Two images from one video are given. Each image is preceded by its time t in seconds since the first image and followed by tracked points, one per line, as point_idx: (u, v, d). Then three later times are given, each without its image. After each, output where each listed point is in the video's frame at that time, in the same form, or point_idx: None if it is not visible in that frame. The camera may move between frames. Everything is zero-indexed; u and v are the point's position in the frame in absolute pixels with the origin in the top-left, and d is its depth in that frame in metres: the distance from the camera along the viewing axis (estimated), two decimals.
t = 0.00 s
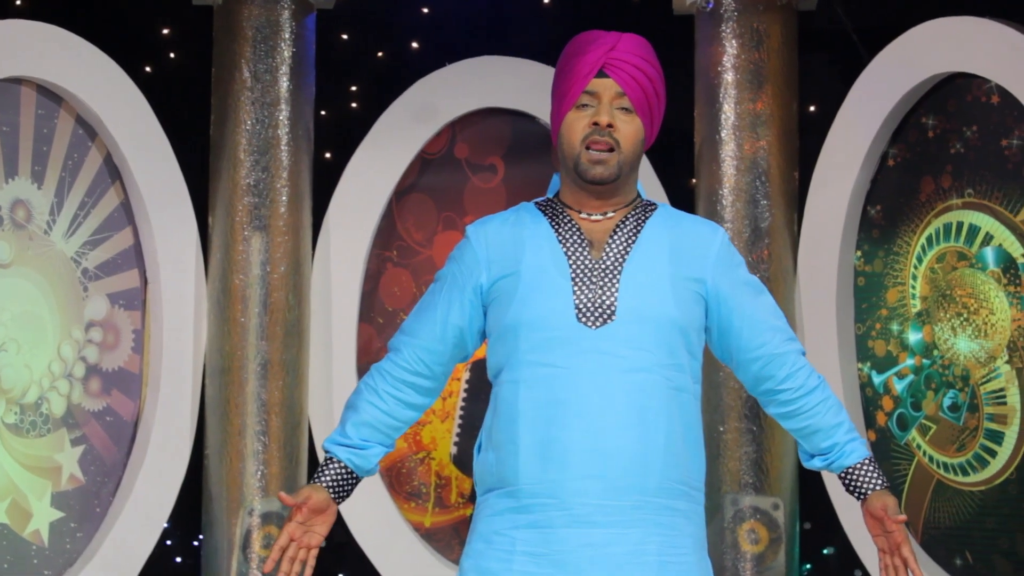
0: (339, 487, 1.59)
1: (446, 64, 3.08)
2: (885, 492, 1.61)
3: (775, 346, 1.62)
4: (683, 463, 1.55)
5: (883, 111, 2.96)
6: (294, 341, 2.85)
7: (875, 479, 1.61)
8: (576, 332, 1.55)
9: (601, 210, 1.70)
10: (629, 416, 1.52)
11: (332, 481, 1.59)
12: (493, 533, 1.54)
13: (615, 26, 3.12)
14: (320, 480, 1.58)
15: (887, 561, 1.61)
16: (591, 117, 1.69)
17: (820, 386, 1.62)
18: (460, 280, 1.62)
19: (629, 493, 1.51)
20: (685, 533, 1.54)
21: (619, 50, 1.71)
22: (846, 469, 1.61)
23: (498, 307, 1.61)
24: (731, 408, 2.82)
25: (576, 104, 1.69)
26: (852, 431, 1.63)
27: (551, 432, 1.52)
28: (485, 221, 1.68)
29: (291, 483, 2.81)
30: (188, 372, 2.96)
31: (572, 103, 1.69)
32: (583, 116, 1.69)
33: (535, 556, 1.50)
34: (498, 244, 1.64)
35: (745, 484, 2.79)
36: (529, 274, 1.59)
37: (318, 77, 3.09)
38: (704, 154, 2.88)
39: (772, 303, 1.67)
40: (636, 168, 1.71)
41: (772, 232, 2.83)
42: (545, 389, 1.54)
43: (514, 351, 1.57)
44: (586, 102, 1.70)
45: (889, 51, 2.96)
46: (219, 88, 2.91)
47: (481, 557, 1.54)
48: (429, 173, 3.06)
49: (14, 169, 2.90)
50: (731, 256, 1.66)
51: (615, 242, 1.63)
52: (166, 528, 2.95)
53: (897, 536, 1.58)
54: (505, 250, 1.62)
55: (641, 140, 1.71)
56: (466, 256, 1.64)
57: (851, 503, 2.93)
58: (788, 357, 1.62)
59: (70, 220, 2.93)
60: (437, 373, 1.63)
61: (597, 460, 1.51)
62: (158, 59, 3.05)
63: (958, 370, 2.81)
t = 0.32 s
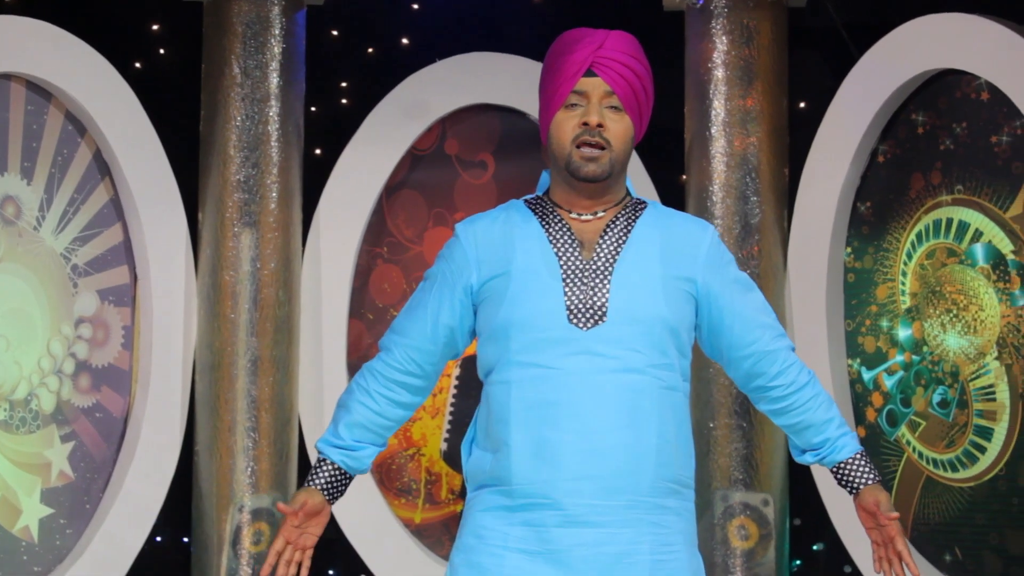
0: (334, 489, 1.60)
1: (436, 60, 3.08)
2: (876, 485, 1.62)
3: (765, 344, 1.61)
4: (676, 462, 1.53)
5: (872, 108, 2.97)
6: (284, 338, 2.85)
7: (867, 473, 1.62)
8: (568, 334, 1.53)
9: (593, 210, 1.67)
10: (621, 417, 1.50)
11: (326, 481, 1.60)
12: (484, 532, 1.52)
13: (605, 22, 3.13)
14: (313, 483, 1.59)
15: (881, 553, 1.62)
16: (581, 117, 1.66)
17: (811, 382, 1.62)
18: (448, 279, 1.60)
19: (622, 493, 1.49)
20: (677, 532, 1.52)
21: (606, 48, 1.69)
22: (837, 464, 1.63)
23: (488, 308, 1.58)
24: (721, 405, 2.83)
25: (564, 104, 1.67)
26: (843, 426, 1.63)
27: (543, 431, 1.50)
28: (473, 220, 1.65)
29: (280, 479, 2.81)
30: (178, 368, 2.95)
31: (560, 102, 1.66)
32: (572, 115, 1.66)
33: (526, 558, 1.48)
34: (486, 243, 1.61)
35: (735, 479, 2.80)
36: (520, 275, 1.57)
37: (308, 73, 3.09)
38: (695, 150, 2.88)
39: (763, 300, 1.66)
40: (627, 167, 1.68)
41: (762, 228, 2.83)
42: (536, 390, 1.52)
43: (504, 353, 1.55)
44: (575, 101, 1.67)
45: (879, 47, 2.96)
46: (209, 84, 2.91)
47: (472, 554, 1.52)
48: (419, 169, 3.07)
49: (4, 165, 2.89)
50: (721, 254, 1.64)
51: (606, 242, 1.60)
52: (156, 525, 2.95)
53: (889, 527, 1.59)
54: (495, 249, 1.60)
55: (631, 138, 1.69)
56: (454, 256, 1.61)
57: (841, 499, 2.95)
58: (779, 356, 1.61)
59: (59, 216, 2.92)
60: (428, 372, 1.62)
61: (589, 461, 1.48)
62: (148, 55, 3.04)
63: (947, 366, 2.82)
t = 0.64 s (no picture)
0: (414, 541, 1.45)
1: (426, 55, 3.08)
2: (789, 538, 1.47)
3: (710, 355, 1.57)
4: (659, 453, 1.52)
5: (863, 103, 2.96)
6: (274, 334, 2.85)
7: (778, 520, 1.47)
8: (554, 323, 1.51)
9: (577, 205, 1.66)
10: (607, 406, 1.49)
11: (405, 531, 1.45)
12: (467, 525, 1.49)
13: (595, 17, 3.13)
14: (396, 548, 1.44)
15: None
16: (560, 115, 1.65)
17: (756, 403, 1.54)
18: (433, 282, 1.57)
19: (608, 482, 1.47)
20: (662, 521, 1.51)
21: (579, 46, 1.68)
22: (750, 507, 1.48)
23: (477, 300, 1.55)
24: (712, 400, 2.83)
25: (543, 104, 1.65)
26: (763, 464, 1.49)
27: (528, 421, 1.48)
28: (459, 216, 1.64)
29: (270, 475, 2.80)
30: (169, 364, 2.96)
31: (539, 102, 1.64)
32: (551, 115, 1.65)
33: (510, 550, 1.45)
34: (473, 238, 1.60)
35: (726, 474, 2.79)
36: (506, 266, 1.56)
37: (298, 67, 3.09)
38: (685, 146, 2.88)
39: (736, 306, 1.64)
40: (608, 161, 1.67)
41: (752, 224, 2.83)
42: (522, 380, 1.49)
43: (490, 344, 1.53)
44: (553, 100, 1.65)
45: (869, 42, 2.96)
46: (199, 79, 2.91)
47: (458, 546, 1.49)
48: (410, 164, 3.07)
49: None
50: (699, 257, 1.63)
51: (588, 233, 1.61)
52: (146, 520, 2.94)
53: (783, 551, 1.46)
54: (482, 244, 1.59)
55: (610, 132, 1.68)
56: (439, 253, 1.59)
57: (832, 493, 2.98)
58: (723, 366, 1.56)
59: (49, 211, 2.92)
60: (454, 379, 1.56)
61: (574, 450, 1.46)
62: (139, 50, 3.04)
63: (937, 361, 2.83)
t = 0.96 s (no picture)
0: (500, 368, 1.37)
1: (417, 52, 3.08)
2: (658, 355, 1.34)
3: (667, 277, 1.55)
4: (641, 449, 1.51)
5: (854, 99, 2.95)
6: (265, 330, 2.84)
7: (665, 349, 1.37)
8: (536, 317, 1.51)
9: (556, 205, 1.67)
10: (589, 398, 1.48)
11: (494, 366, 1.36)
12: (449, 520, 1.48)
13: (586, 14, 3.14)
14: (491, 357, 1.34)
15: (615, 369, 1.31)
16: (537, 121, 1.64)
17: (702, 308, 1.49)
18: (428, 251, 1.56)
19: (590, 475, 1.46)
20: (644, 514, 1.50)
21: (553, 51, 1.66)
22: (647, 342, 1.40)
23: (467, 286, 1.56)
24: (701, 397, 2.82)
25: (519, 110, 1.64)
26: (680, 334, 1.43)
27: (509, 412, 1.48)
28: (451, 209, 1.65)
29: (261, 471, 2.80)
30: (159, 360, 2.95)
31: (516, 109, 1.63)
32: (528, 120, 1.64)
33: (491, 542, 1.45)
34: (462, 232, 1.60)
35: (716, 470, 2.80)
36: (491, 258, 1.56)
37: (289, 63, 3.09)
38: (676, 143, 2.88)
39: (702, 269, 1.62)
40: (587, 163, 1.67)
41: (743, 220, 2.84)
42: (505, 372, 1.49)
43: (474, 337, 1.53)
44: (530, 106, 1.65)
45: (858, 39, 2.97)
46: (189, 75, 2.90)
47: (440, 541, 1.49)
48: (401, 160, 3.08)
49: None
50: (671, 233, 1.61)
51: (565, 230, 1.60)
52: (137, 517, 2.93)
53: (636, 344, 1.33)
54: (471, 236, 1.60)
55: (587, 134, 1.68)
56: (432, 230, 1.59)
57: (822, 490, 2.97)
58: (671, 288, 1.54)
59: (39, 208, 2.93)
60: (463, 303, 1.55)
61: (556, 442, 1.46)
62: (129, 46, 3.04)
63: (927, 358, 2.83)
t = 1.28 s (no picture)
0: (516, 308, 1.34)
1: (407, 50, 3.08)
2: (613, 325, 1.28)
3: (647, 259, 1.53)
4: (627, 445, 1.51)
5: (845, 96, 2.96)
6: (256, 328, 2.84)
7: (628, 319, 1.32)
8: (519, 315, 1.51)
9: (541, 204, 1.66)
10: (573, 394, 1.49)
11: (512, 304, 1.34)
12: (438, 518, 1.47)
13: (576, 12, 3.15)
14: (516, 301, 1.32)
15: (568, 336, 1.24)
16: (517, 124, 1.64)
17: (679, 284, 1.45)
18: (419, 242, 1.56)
19: (576, 471, 1.46)
20: (633, 510, 1.49)
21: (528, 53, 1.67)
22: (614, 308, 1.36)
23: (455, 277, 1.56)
24: (692, 394, 2.82)
25: (499, 114, 1.64)
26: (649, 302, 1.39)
27: (495, 408, 1.49)
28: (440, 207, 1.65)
29: (252, 469, 2.80)
30: (150, 357, 2.95)
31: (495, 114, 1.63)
32: (509, 124, 1.64)
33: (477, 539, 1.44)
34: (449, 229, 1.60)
35: (707, 468, 2.79)
36: (476, 255, 1.56)
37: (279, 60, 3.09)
38: (667, 140, 2.88)
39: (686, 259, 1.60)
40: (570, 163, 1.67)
41: (733, 218, 2.83)
42: (490, 369, 1.50)
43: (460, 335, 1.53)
44: (509, 110, 1.65)
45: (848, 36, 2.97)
46: (180, 72, 2.90)
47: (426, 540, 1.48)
48: (392, 157, 3.08)
49: None
50: (654, 223, 1.60)
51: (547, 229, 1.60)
52: (127, 514, 2.93)
53: (589, 308, 1.25)
54: (458, 233, 1.60)
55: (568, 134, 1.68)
56: (420, 222, 1.60)
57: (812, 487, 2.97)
58: (649, 267, 1.51)
59: (29, 206, 2.93)
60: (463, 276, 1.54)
61: (541, 438, 1.46)
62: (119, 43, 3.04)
63: (918, 355, 2.84)
